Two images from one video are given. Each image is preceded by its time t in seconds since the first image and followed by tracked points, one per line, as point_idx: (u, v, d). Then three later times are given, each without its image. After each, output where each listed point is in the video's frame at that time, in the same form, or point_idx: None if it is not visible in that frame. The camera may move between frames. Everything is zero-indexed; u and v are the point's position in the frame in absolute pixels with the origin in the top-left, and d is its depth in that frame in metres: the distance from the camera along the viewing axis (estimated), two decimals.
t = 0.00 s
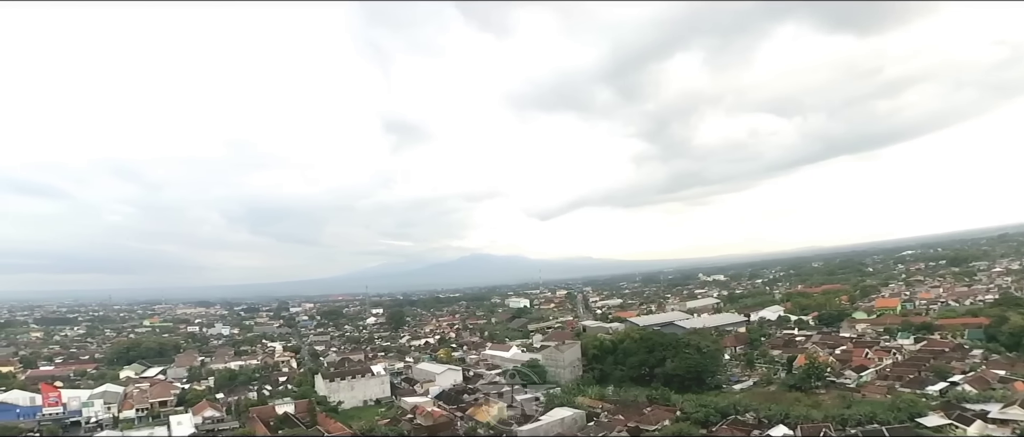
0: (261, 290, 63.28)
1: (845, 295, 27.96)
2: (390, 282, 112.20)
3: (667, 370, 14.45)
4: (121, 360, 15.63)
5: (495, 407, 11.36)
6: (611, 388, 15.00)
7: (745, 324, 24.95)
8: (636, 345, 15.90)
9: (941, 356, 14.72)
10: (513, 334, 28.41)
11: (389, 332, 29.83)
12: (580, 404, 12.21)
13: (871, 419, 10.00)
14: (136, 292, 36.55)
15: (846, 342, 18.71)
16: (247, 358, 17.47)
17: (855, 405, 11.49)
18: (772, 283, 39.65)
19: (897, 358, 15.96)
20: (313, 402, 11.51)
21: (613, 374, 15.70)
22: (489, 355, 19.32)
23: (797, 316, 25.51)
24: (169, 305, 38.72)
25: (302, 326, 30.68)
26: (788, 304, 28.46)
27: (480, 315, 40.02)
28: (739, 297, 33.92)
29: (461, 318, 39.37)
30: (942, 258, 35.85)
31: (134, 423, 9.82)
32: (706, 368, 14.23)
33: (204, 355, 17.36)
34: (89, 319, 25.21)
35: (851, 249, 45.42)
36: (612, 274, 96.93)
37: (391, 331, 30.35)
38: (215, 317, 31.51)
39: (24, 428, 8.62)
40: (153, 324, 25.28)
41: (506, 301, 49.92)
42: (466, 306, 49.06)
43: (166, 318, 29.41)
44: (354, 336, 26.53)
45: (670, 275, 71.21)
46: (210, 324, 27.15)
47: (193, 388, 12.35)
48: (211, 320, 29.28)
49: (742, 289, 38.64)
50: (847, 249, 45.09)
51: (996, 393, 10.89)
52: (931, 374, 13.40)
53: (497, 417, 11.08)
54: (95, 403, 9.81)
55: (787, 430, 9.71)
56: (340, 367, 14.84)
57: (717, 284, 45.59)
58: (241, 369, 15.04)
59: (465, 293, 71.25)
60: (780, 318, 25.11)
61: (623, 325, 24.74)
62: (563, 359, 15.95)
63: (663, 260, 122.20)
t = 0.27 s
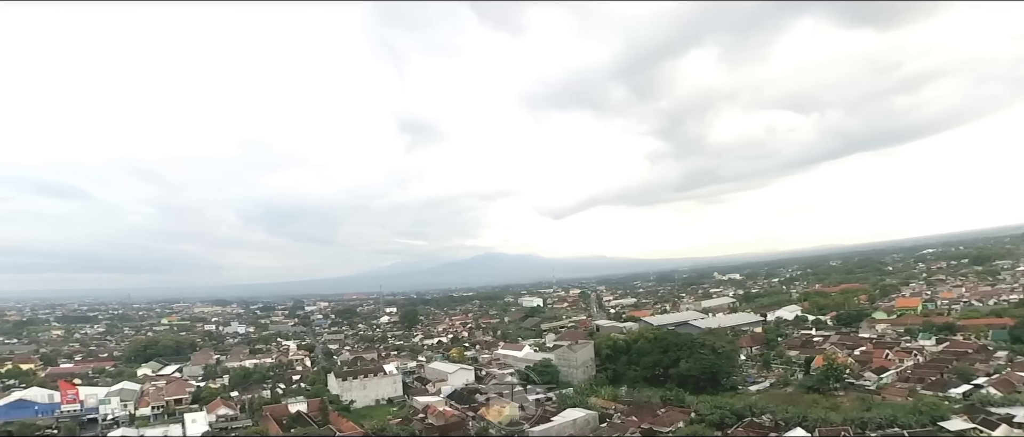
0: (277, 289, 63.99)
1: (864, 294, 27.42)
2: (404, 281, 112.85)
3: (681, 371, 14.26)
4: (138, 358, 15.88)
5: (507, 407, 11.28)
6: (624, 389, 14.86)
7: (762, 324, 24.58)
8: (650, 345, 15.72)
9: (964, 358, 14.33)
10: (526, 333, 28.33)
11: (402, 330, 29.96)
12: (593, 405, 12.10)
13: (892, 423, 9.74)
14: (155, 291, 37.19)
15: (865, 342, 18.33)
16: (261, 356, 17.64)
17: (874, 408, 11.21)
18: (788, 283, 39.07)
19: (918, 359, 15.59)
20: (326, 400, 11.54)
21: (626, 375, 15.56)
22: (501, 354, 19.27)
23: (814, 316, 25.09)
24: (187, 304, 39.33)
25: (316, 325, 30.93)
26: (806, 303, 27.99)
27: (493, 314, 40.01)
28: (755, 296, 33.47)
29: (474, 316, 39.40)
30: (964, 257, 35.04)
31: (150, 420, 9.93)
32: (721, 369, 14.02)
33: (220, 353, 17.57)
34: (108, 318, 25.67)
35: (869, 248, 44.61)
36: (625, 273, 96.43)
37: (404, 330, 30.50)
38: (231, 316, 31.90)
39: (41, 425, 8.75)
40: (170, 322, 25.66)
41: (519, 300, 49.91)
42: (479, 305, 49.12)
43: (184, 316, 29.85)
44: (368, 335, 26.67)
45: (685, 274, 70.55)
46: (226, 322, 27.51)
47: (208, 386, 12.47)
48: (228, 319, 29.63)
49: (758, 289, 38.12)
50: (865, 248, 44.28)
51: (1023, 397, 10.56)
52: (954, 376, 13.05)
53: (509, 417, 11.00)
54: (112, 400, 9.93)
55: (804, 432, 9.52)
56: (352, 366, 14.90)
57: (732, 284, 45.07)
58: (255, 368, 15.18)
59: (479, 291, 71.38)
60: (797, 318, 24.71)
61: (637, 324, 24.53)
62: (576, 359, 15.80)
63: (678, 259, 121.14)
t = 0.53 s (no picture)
0: (291, 289, 64.62)
1: (881, 294, 26.93)
2: (416, 280, 113.30)
3: (694, 372, 14.08)
4: (154, 356, 16.09)
5: (518, 407, 11.20)
6: (636, 389, 14.71)
7: (777, 324, 24.23)
8: (663, 346, 15.55)
9: (987, 360, 13.96)
10: (538, 332, 28.26)
11: (414, 329, 30.05)
12: (604, 405, 11.99)
13: (912, 426, 9.50)
14: (171, 289, 37.73)
15: (883, 343, 17.97)
16: (274, 354, 17.78)
17: (893, 411, 10.96)
18: (803, 282, 38.51)
19: (939, 361, 15.22)
20: (337, 399, 11.56)
21: (638, 375, 15.42)
22: (512, 354, 19.22)
23: (830, 316, 24.69)
24: (202, 302, 39.84)
25: (329, 324, 31.15)
26: (822, 303, 27.54)
27: (504, 313, 39.98)
28: (770, 296, 33.04)
29: (486, 315, 39.46)
30: (986, 256, 34.23)
31: (163, 418, 10.00)
32: (735, 370, 13.82)
33: (234, 352, 17.73)
34: (126, 316, 26.07)
35: (886, 246, 43.80)
36: (638, 272, 95.82)
37: (416, 329, 30.58)
38: (246, 315, 32.28)
39: (56, 423, 8.84)
40: (186, 321, 26.01)
41: (531, 299, 49.80)
42: (490, 304, 49.15)
43: (199, 315, 30.23)
44: (380, 334, 26.79)
45: (698, 273, 69.88)
46: (240, 320, 27.80)
47: (221, 384, 12.56)
48: (242, 317, 29.97)
49: (772, 288, 37.62)
50: (883, 246, 43.49)
51: None
52: (976, 379, 12.71)
53: (520, 418, 10.92)
54: (126, 398, 10.02)
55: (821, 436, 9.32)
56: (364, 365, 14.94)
57: (746, 283, 44.55)
58: (268, 366, 15.29)
59: (490, 291, 71.39)
60: (813, 318, 24.33)
61: (649, 324, 24.31)
62: (588, 359, 15.64)
63: (692, 258, 120.13)
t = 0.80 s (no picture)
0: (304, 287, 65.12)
1: (899, 294, 26.42)
2: (428, 279, 113.64)
3: (707, 373, 13.90)
4: (167, 354, 16.26)
5: (528, 408, 11.11)
6: (648, 390, 14.55)
7: (791, 325, 23.87)
8: (674, 346, 15.37)
9: (1008, 362, 13.60)
10: (549, 332, 28.14)
11: (425, 329, 30.10)
12: (615, 407, 11.86)
13: (932, 431, 9.25)
14: (186, 288, 38.19)
15: (901, 345, 17.61)
16: (286, 353, 17.89)
17: (911, 415, 10.71)
18: (818, 282, 37.94)
19: (959, 363, 14.86)
20: (346, 399, 11.56)
21: (650, 376, 15.25)
22: (522, 354, 19.14)
23: (846, 316, 24.28)
24: (216, 301, 40.30)
25: (341, 323, 31.31)
26: (837, 303, 27.09)
27: (515, 313, 39.92)
28: (784, 296, 32.59)
29: (497, 315, 39.41)
30: (1007, 255, 33.45)
31: (175, 416, 10.07)
32: (748, 372, 13.62)
33: (246, 350, 17.86)
34: (141, 315, 26.43)
35: (904, 245, 43.02)
36: (650, 271, 95.21)
37: (427, 328, 30.62)
38: (259, 314, 32.54)
39: (70, 420, 8.93)
40: (200, 319, 26.29)
41: (542, 298, 49.65)
42: (501, 303, 49.12)
43: (213, 313, 30.54)
44: (390, 333, 26.86)
45: (711, 273, 69.23)
46: (253, 319, 28.03)
47: (233, 382, 12.65)
48: (255, 316, 30.22)
49: (787, 288, 37.11)
50: (900, 245, 42.71)
51: None
52: (998, 382, 12.38)
53: (529, 419, 10.82)
54: (139, 396, 10.13)
55: None
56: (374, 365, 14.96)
57: (760, 283, 44.02)
58: (280, 365, 15.38)
59: (502, 290, 71.31)
60: (828, 318, 23.93)
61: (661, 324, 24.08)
62: (599, 360, 15.48)
63: (705, 258, 119.11)
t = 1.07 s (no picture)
0: (317, 286, 65.64)
1: (918, 295, 25.85)
2: (441, 278, 114.00)
3: (721, 374, 13.70)
4: (182, 352, 16.44)
5: (538, 409, 11.01)
6: (660, 392, 14.38)
7: (807, 326, 23.47)
8: (688, 347, 15.17)
9: None
10: (560, 332, 28.00)
11: (436, 328, 30.13)
12: (627, 408, 11.72)
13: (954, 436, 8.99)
14: (202, 287, 38.65)
15: (920, 347, 17.20)
16: (298, 352, 18.01)
17: (932, 419, 10.43)
18: (835, 282, 37.32)
19: (981, 366, 14.48)
20: (357, 398, 11.56)
21: (662, 377, 15.07)
22: (533, 354, 19.05)
23: (864, 317, 23.82)
24: (231, 299, 40.80)
25: (353, 321, 31.47)
26: (855, 304, 26.61)
27: (527, 312, 39.81)
28: (800, 296, 32.09)
29: (508, 314, 39.35)
30: None
31: (187, 414, 10.15)
32: (763, 374, 13.39)
33: (259, 348, 18.00)
34: (157, 313, 26.80)
35: (923, 245, 42.15)
36: (663, 270, 94.50)
37: (438, 327, 30.66)
38: (273, 312, 32.85)
39: (84, 416, 9.01)
40: (215, 317, 26.61)
41: (553, 297, 49.51)
42: (513, 302, 49.04)
43: (228, 311, 30.87)
44: (402, 332, 26.92)
45: (725, 272, 68.54)
46: (267, 318, 28.28)
47: (245, 380, 12.73)
48: (269, 314, 30.50)
49: (802, 288, 36.55)
50: (918, 245, 41.86)
51: None
52: (1022, 387, 12.03)
53: (540, 420, 10.72)
54: (153, 393, 10.25)
55: None
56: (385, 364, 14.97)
57: (775, 282, 43.42)
58: (292, 363, 15.46)
59: (513, 289, 71.26)
60: (845, 319, 23.49)
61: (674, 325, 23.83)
62: (610, 360, 15.26)
63: (719, 257, 118.01)
